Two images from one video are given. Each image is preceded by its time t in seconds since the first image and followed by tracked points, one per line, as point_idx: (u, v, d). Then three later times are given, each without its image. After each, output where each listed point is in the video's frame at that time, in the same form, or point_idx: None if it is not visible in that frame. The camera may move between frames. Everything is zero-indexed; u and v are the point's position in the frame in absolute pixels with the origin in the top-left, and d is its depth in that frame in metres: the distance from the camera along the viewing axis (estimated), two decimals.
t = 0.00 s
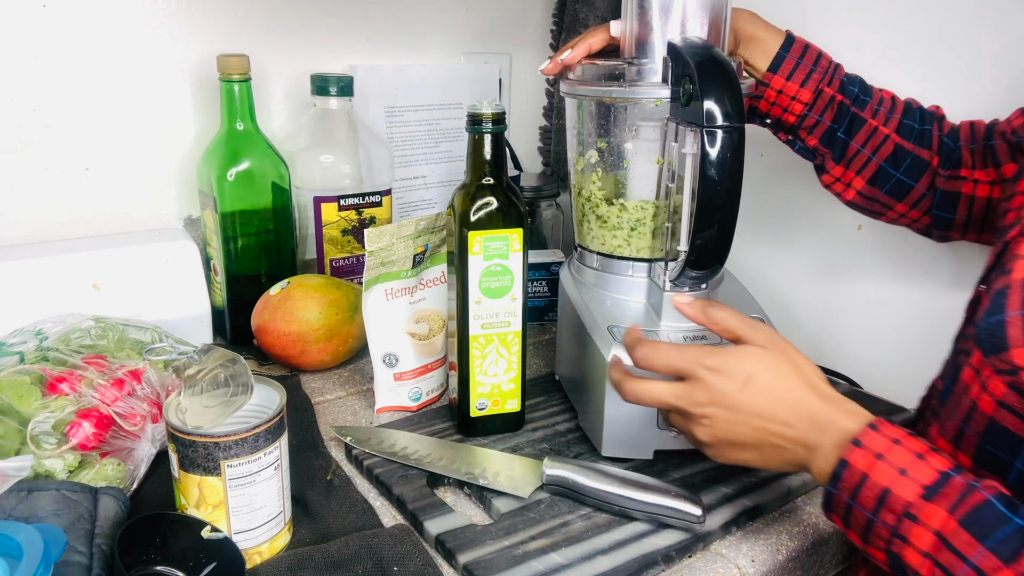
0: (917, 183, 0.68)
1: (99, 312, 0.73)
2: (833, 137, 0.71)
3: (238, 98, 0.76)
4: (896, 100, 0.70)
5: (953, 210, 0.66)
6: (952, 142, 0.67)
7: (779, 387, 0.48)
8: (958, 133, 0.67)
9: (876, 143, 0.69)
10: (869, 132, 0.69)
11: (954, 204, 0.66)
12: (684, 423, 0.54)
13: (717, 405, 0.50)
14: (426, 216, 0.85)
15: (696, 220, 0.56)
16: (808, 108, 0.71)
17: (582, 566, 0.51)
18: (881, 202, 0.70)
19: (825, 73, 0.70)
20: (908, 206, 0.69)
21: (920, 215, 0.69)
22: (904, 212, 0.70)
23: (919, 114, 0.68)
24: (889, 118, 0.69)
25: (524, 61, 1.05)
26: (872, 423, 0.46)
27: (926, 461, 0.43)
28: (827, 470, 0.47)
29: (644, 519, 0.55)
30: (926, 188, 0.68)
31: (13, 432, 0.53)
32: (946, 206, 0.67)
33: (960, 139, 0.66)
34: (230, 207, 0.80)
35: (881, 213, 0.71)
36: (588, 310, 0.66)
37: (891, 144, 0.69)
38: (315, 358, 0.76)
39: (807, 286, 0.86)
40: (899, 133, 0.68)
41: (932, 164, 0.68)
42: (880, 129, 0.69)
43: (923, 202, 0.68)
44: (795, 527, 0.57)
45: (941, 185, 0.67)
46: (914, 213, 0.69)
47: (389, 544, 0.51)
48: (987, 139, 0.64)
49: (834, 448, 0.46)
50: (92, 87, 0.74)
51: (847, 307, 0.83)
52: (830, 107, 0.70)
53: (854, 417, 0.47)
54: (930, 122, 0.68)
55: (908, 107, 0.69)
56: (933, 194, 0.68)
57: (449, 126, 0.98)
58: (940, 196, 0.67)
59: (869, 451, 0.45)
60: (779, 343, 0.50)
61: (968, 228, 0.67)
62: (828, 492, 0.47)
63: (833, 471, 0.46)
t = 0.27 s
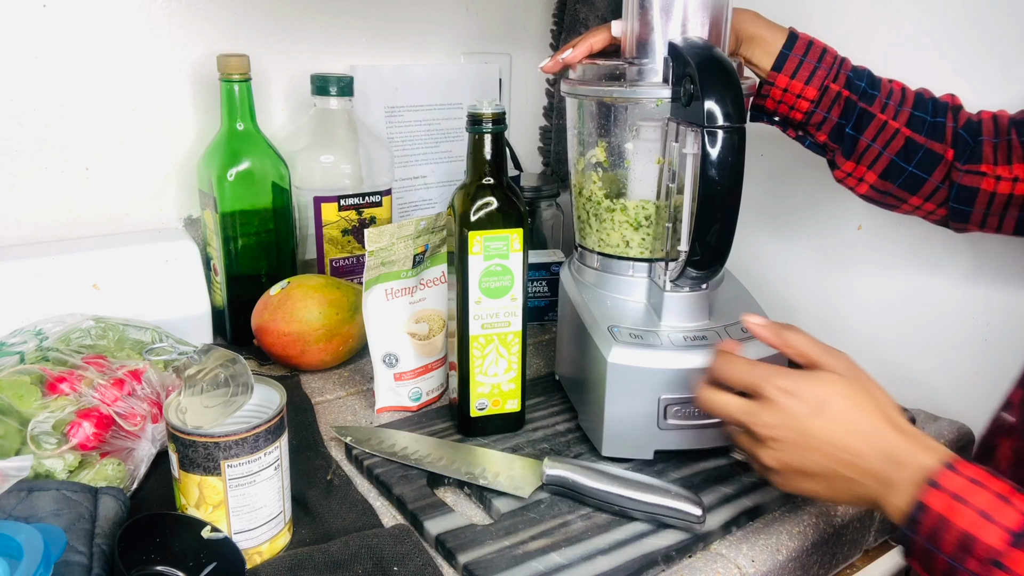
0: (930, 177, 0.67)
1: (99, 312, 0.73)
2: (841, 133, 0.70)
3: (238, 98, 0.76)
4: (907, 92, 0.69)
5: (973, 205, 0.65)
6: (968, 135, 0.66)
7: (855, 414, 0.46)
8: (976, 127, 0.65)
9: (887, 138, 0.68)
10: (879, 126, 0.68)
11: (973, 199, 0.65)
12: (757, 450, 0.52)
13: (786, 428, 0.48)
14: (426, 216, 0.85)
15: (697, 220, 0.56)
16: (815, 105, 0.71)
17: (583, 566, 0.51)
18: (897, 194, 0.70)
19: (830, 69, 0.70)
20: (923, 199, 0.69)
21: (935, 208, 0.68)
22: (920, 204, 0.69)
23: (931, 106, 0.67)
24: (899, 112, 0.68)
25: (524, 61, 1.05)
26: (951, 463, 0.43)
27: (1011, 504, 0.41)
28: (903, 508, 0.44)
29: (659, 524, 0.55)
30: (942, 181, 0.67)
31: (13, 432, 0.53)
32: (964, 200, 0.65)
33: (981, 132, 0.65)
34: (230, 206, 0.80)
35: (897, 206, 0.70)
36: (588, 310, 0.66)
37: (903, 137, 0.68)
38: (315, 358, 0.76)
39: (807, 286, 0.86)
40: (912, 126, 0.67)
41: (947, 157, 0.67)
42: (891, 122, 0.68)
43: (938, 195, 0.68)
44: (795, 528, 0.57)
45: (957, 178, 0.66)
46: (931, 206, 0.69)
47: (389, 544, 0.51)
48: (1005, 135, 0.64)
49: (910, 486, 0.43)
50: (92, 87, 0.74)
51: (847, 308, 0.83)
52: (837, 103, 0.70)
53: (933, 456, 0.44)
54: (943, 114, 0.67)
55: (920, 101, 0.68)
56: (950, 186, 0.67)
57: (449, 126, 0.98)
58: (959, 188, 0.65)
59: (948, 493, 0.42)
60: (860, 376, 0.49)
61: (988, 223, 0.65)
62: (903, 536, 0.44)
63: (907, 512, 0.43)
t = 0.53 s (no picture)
0: (939, 178, 0.68)
1: (99, 312, 0.73)
2: (850, 132, 0.70)
3: (238, 98, 0.76)
4: (913, 88, 0.69)
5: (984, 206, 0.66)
6: (978, 136, 0.66)
7: (976, 488, 0.47)
8: (986, 128, 0.66)
9: (894, 139, 0.69)
10: (886, 126, 0.69)
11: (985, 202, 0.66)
12: (855, 512, 0.52)
13: (901, 496, 0.49)
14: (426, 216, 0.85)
15: (698, 221, 0.56)
16: (820, 105, 0.70)
17: (582, 566, 0.51)
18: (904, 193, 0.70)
19: (835, 69, 0.69)
20: (930, 199, 0.69)
21: (943, 208, 0.69)
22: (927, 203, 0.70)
23: (939, 106, 0.68)
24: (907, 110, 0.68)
25: (524, 61, 1.05)
26: None
27: None
28: None
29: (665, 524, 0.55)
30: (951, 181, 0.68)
31: (13, 432, 0.53)
32: (975, 201, 0.66)
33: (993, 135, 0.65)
34: (230, 206, 0.80)
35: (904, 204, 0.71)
36: (588, 311, 0.66)
37: (909, 138, 0.68)
38: (315, 358, 0.76)
39: (808, 286, 0.86)
40: (920, 125, 0.68)
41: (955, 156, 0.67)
42: (899, 122, 0.68)
43: (947, 194, 0.68)
44: (795, 527, 0.57)
45: (968, 180, 0.67)
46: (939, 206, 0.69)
47: (389, 544, 0.51)
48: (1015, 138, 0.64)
49: None
50: (92, 87, 0.74)
51: (847, 308, 0.83)
52: (842, 103, 0.70)
53: None
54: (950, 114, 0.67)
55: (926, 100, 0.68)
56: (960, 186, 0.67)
57: (449, 125, 0.98)
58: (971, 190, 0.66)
59: None
60: (976, 448, 0.50)
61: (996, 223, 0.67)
62: None
63: None
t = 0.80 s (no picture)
0: (939, 177, 0.68)
1: (99, 312, 0.73)
2: (847, 134, 0.70)
3: (238, 98, 0.76)
4: (914, 88, 0.69)
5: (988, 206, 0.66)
6: (981, 136, 0.66)
7: None
8: (989, 129, 0.66)
9: (893, 140, 0.69)
10: (886, 126, 0.68)
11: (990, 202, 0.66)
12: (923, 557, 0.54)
13: (970, 539, 0.51)
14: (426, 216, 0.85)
15: (698, 221, 0.56)
16: (819, 105, 0.70)
17: (583, 566, 0.51)
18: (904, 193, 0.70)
19: (834, 68, 0.69)
20: (931, 198, 0.69)
21: (944, 207, 0.69)
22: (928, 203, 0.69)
23: (939, 105, 0.68)
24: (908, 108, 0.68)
25: (524, 61, 1.05)
26: None
27: None
28: None
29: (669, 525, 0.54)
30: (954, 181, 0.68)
31: (13, 432, 0.53)
32: (981, 201, 0.66)
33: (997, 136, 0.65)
34: (230, 207, 0.80)
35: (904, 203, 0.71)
36: (588, 311, 0.66)
37: (909, 138, 0.68)
38: (315, 358, 0.76)
39: (808, 286, 0.86)
40: (919, 125, 0.68)
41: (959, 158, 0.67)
42: (897, 122, 0.68)
43: (949, 194, 0.68)
44: (795, 528, 0.57)
45: (973, 180, 0.67)
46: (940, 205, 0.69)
47: (389, 544, 0.51)
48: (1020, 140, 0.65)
49: None
50: (92, 87, 0.74)
51: (847, 308, 0.83)
52: (840, 103, 0.70)
53: None
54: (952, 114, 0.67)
55: (927, 100, 0.68)
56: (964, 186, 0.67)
57: (449, 126, 0.98)
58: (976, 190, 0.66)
59: None
60: None
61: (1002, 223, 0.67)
62: None
63: None
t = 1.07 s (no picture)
0: (943, 176, 0.68)
1: (99, 312, 0.73)
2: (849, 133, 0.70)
3: (238, 98, 0.76)
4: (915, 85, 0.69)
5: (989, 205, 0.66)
6: (986, 135, 0.66)
7: None
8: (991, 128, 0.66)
9: (897, 139, 0.68)
10: (889, 126, 0.68)
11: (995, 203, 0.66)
12: None
13: None
14: (426, 216, 0.85)
15: (698, 221, 0.56)
16: (821, 105, 0.70)
17: (583, 566, 0.51)
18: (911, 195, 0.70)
19: (836, 68, 0.69)
20: (935, 197, 0.70)
21: (948, 206, 0.69)
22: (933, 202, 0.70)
23: (943, 104, 0.68)
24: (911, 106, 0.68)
25: (524, 61, 1.05)
26: None
27: None
28: None
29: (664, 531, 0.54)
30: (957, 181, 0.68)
31: (13, 432, 0.53)
32: (983, 201, 0.66)
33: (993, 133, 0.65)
34: (230, 206, 0.80)
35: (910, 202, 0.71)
36: (588, 311, 0.66)
37: (913, 136, 0.68)
38: (315, 358, 0.76)
39: (808, 286, 0.86)
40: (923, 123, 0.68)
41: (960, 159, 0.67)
42: (901, 121, 0.68)
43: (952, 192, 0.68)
44: (794, 528, 0.57)
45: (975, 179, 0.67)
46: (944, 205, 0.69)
47: (390, 544, 0.51)
48: None
49: None
50: (92, 87, 0.74)
51: (847, 308, 0.83)
52: (843, 103, 0.69)
53: None
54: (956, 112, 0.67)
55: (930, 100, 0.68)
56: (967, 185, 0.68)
57: (449, 126, 0.98)
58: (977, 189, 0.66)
59: None
60: None
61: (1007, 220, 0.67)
62: None
63: None
